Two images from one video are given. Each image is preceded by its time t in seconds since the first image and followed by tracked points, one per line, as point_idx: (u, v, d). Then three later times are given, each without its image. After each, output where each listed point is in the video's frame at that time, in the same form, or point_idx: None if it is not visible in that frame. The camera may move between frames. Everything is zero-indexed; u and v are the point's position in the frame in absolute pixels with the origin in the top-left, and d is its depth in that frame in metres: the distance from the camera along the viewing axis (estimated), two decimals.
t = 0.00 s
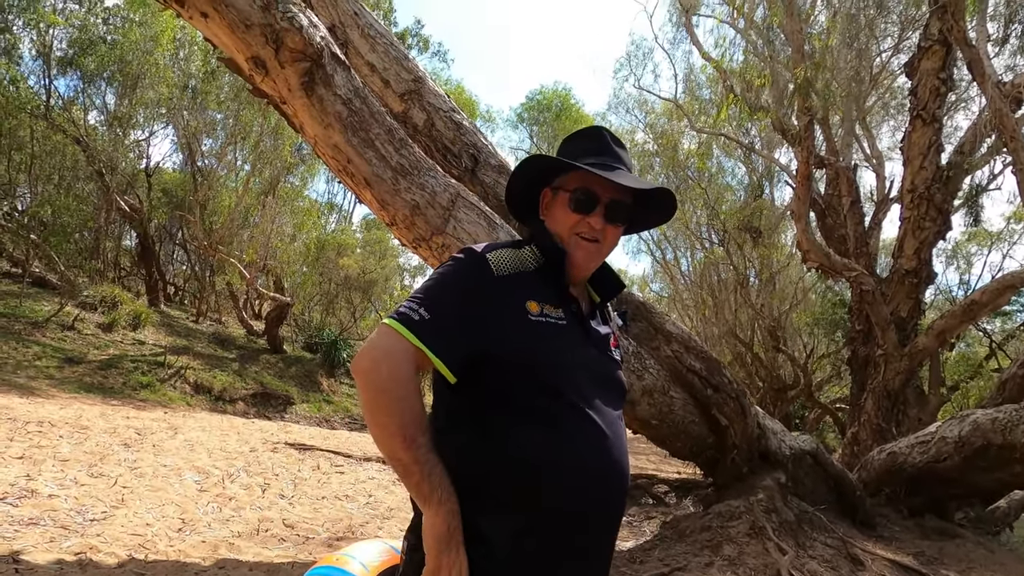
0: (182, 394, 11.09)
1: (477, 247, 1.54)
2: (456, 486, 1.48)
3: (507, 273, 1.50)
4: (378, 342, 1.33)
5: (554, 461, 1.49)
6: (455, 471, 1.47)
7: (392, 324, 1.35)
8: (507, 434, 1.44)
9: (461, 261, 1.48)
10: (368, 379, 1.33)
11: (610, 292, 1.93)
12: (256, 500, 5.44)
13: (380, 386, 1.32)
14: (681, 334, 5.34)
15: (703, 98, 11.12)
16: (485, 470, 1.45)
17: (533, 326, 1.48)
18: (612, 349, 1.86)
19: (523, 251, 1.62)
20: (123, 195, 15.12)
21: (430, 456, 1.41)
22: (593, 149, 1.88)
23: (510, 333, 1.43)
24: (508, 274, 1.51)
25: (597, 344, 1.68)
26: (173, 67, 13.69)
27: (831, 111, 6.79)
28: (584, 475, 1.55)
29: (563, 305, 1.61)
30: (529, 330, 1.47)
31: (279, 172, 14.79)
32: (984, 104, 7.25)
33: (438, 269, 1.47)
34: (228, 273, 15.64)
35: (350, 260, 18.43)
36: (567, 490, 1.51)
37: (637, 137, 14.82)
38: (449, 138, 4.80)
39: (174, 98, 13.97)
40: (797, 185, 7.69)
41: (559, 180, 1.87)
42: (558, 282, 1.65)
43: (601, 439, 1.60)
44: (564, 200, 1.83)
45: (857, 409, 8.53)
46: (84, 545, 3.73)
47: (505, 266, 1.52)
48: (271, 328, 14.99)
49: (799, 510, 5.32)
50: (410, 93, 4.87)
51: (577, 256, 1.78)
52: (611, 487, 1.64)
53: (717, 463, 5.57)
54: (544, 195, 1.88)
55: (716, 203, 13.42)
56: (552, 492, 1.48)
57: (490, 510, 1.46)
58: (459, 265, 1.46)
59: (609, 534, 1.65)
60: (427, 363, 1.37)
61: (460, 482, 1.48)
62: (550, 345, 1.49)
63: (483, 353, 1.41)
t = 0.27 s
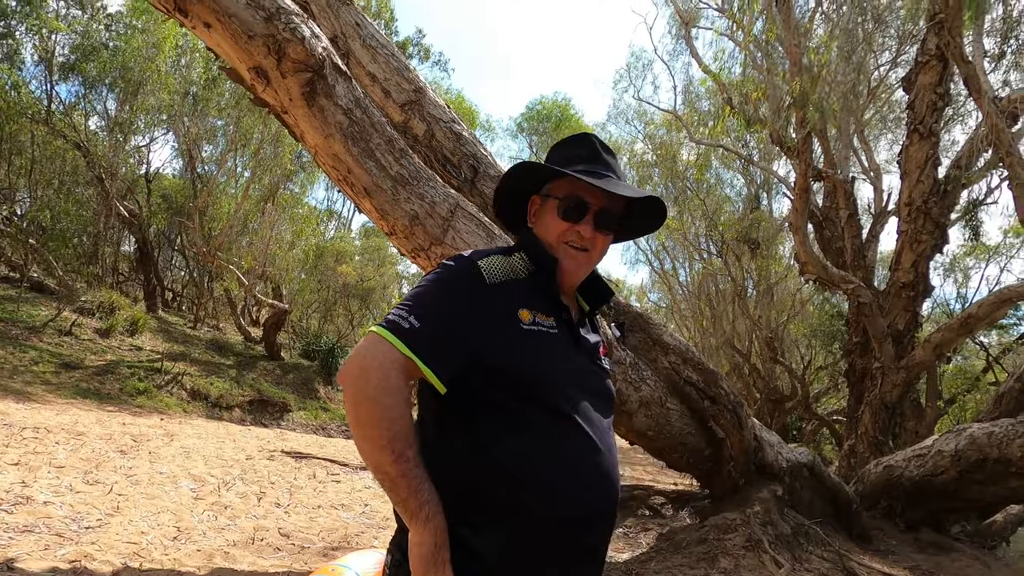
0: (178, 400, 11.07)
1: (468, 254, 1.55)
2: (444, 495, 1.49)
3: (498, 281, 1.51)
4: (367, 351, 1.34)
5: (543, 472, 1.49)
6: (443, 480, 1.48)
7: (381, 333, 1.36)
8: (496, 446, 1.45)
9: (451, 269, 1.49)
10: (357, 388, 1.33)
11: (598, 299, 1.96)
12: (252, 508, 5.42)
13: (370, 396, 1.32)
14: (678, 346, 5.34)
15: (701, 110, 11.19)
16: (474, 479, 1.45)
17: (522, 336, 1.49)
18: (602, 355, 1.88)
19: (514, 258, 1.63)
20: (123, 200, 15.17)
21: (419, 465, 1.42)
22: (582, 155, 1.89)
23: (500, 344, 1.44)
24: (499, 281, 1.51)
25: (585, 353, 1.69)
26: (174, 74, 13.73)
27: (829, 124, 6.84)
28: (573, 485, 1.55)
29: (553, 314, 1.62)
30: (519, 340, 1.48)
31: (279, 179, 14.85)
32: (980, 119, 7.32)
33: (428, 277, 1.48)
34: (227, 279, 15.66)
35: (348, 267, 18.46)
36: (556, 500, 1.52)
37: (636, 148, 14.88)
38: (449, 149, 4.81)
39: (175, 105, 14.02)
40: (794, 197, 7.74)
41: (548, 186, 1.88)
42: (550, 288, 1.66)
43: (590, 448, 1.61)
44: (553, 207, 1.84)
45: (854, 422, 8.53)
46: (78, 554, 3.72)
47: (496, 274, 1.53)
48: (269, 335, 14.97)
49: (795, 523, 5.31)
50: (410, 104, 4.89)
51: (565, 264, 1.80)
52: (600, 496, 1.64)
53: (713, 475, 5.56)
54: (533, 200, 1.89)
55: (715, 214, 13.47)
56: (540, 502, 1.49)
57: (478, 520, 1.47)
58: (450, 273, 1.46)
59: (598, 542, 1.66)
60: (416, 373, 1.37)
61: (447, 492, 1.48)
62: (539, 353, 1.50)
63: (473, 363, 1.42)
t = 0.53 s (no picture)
0: (167, 410, 10.99)
1: (451, 258, 1.55)
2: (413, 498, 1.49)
3: (483, 289, 1.51)
4: (339, 348, 1.32)
5: (513, 482, 1.49)
6: (414, 483, 1.48)
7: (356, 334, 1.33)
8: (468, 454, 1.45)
9: (432, 272, 1.47)
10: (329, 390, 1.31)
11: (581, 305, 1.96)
12: (241, 520, 5.38)
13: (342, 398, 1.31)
14: (669, 358, 5.35)
15: (694, 124, 11.28)
16: (444, 485, 1.46)
17: (502, 342, 1.48)
18: (586, 366, 1.88)
19: (499, 264, 1.63)
20: (114, 208, 15.11)
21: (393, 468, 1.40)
22: (569, 162, 1.90)
23: (480, 351, 1.43)
24: (484, 289, 1.51)
25: (567, 360, 1.69)
26: (169, 82, 13.67)
27: (820, 139, 6.90)
28: (545, 497, 1.55)
29: (537, 323, 1.62)
30: (500, 348, 1.47)
31: (272, 189, 14.84)
32: (968, 136, 7.40)
33: (410, 277, 1.47)
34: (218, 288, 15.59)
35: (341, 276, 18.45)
36: (525, 511, 1.51)
37: (629, 161, 14.96)
38: (443, 161, 4.82)
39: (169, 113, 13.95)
40: (785, 211, 7.79)
41: (533, 192, 1.88)
42: (536, 298, 1.66)
43: (567, 455, 1.62)
44: (541, 213, 1.84)
45: (844, 435, 8.57)
46: (64, 566, 3.69)
47: (481, 281, 1.53)
48: (260, 345, 14.89)
49: (785, 536, 5.32)
50: (404, 115, 4.92)
51: (552, 272, 1.81)
52: (574, 509, 1.64)
53: (704, 488, 5.56)
54: (518, 204, 1.89)
55: (707, 227, 13.54)
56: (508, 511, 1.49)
57: (445, 524, 1.48)
58: (431, 276, 1.45)
59: (574, 546, 1.67)
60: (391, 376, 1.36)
61: (417, 495, 1.48)
62: (518, 360, 1.50)
63: (449, 369, 1.40)
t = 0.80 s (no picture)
0: (154, 417, 10.90)
1: (439, 268, 1.55)
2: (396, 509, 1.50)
3: (471, 300, 1.51)
4: (320, 362, 1.31)
5: (497, 495, 1.50)
6: (398, 493, 1.49)
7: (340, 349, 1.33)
8: (452, 467, 1.46)
9: (418, 283, 1.46)
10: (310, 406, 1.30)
11: (569, 316, 1.96)
12: (227, 528, 5.34)
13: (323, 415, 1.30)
14: (660, 368, 5.36)
15: (685, 134, 11.37)
16: (426, 496, 1.47)
17: (488, 357, 1.48)
18: (571, 378, 1.89)
19: (487, 273, 1.63)
20: (103, 213, 15.02)
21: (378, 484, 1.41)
22: (586, 179, 1.84)
23: (464, 365, 1.44)
24: (472, 300, 1.52)
25: (553, 374, 1.70)
26: (159, 87, 13.56)
27: (809, 151, 6.97)
28: (529, 510, 1.56)
29: (525, 335, 1.62)
30: (485, 361, 1.47)
31: (263, 195, 14.81)
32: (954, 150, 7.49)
33: (396, 288, 1.46)
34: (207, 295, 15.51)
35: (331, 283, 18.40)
36: (509, 525, 1.52)
37: (621, 171, 15.05)
38: (435, 170, 4.84)
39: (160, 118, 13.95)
40: (775, 222, 7.85)
41: (547, 207, 1.80)
42: (523, 311, 1.66)
43: (552, 468, 1.62)
44: (556, 233, 1.79)
45: (832, 445, 8.61)
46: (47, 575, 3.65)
47: (470, 292, 1.53)
48: (249, 351, 14.80)
49: (774, 546, 5.33)
50: (397, 123, 4.93)
51: (554, 294, 1.80)
52: (558, 520, 1.65)
53: (693, 498, 5.57)
54: (529, 212, 1.81)
55: (697, 237, 13.63)
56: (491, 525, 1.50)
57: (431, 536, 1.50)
58: (415, 287, 1.45)
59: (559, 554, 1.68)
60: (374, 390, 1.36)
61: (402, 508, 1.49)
62: (504, 375, 1.50)
63: (432, 382, 1.41)
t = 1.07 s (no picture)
0: (145, 420, 10.84)
1: (443, 267, 1.52)
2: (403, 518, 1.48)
3: (477, 299, 1.51)
4: (337, 377, 1.26)
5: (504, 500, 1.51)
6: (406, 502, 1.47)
7: (354, 361, 1.28)
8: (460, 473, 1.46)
9: (426, 289, 1.44)
10: (326, 420, 1.25)
11: (567, 318, 1.91)
12: (219, 532, 5.31)
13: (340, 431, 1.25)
14: (653, 372, 5.37)
15: (679, 139, 11.41)
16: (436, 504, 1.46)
17: (497, 361, 1.48)
18: (566, 378, 1.90)
19: (490, 271, 1.61)
20: (95, 214, 14.96)
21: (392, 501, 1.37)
22: (589, 176, 1.86)
23: (474, 370, 1.42)
24: (478, 298, 1.51)
25: (552, 376, 1.71)
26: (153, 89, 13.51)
27: (802, 156, 7.00)
28: (533, 512, 1.58)
29: (527, 337, 1.62)
30: (494, 364, 1.47)
31: (257, 198, 14.77)
32: (945, 155, 7.54)
33: (401, 290, 1.43)
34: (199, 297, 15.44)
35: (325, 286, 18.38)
36: (514, 529, 1.53)
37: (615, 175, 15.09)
38: (430, 172, 4.84)
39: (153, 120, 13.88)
40: (768, 226, 7.88)
41: (554, 206, 1.80)
42: (525, 309, 1.66)
43: (554, 469, 1.64)
44: (566, 231, 1.80)
45: (825, 449, 8.62)
46: None
47: (476, 292, 1.52)
48: (241, 354, 14.74)
49: (767, 550, 5.35)
50: (392, 126, 4.93)
51: (564, 293, 1.82)
52: (558, 521, 1.67)
53: (687, 502, 5.57)
54: (534, 212, 1.80)
55: (691, 242, 13.67)
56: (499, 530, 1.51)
57: (438, 546, 1.48)
58: (422, 291, 1.42)
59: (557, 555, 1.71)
60: (385, 400, 1.32)
61: (409, 518, 1.47)
62: (512, 379, 1.50)
63: (443, 388, 1.39)
